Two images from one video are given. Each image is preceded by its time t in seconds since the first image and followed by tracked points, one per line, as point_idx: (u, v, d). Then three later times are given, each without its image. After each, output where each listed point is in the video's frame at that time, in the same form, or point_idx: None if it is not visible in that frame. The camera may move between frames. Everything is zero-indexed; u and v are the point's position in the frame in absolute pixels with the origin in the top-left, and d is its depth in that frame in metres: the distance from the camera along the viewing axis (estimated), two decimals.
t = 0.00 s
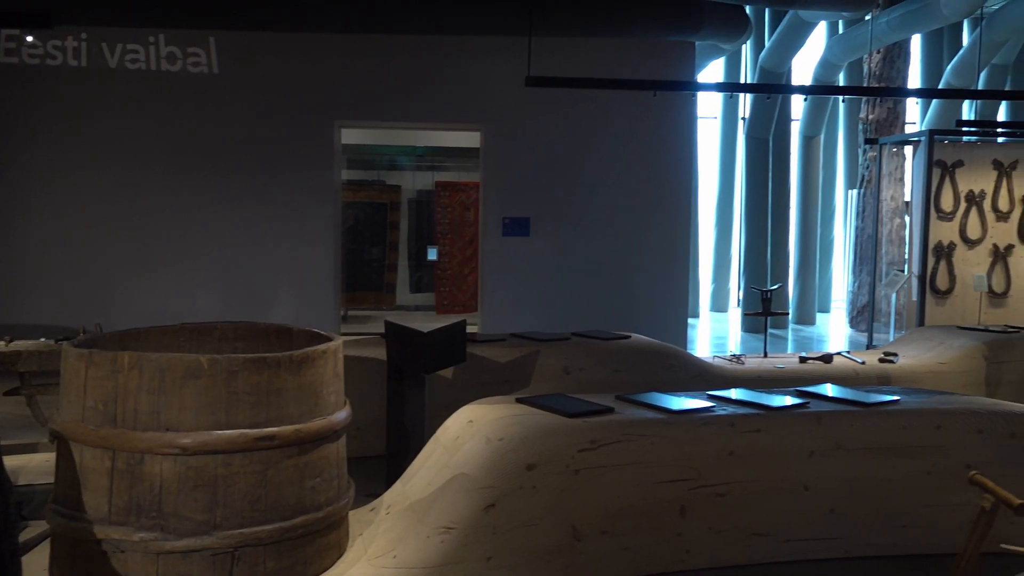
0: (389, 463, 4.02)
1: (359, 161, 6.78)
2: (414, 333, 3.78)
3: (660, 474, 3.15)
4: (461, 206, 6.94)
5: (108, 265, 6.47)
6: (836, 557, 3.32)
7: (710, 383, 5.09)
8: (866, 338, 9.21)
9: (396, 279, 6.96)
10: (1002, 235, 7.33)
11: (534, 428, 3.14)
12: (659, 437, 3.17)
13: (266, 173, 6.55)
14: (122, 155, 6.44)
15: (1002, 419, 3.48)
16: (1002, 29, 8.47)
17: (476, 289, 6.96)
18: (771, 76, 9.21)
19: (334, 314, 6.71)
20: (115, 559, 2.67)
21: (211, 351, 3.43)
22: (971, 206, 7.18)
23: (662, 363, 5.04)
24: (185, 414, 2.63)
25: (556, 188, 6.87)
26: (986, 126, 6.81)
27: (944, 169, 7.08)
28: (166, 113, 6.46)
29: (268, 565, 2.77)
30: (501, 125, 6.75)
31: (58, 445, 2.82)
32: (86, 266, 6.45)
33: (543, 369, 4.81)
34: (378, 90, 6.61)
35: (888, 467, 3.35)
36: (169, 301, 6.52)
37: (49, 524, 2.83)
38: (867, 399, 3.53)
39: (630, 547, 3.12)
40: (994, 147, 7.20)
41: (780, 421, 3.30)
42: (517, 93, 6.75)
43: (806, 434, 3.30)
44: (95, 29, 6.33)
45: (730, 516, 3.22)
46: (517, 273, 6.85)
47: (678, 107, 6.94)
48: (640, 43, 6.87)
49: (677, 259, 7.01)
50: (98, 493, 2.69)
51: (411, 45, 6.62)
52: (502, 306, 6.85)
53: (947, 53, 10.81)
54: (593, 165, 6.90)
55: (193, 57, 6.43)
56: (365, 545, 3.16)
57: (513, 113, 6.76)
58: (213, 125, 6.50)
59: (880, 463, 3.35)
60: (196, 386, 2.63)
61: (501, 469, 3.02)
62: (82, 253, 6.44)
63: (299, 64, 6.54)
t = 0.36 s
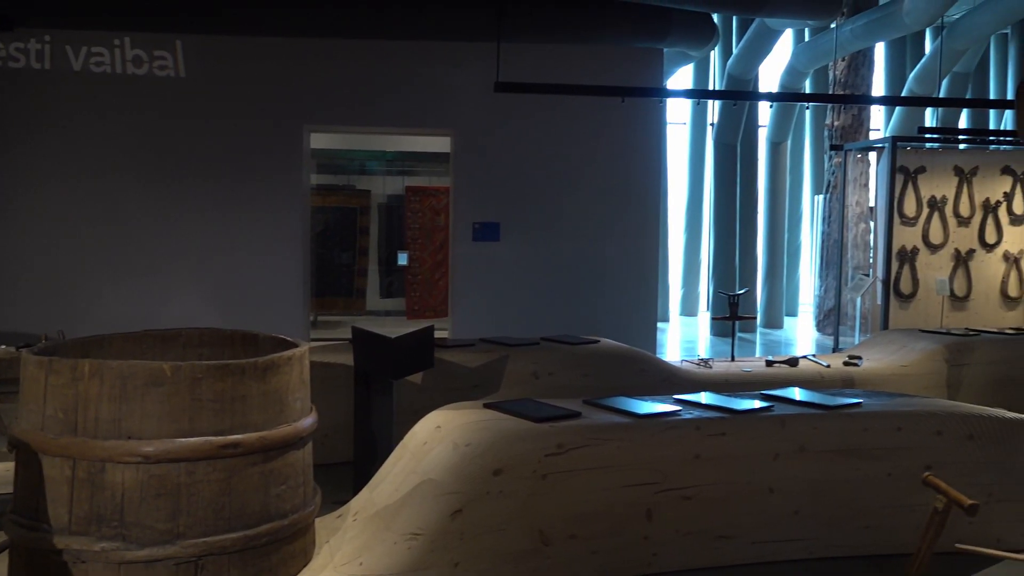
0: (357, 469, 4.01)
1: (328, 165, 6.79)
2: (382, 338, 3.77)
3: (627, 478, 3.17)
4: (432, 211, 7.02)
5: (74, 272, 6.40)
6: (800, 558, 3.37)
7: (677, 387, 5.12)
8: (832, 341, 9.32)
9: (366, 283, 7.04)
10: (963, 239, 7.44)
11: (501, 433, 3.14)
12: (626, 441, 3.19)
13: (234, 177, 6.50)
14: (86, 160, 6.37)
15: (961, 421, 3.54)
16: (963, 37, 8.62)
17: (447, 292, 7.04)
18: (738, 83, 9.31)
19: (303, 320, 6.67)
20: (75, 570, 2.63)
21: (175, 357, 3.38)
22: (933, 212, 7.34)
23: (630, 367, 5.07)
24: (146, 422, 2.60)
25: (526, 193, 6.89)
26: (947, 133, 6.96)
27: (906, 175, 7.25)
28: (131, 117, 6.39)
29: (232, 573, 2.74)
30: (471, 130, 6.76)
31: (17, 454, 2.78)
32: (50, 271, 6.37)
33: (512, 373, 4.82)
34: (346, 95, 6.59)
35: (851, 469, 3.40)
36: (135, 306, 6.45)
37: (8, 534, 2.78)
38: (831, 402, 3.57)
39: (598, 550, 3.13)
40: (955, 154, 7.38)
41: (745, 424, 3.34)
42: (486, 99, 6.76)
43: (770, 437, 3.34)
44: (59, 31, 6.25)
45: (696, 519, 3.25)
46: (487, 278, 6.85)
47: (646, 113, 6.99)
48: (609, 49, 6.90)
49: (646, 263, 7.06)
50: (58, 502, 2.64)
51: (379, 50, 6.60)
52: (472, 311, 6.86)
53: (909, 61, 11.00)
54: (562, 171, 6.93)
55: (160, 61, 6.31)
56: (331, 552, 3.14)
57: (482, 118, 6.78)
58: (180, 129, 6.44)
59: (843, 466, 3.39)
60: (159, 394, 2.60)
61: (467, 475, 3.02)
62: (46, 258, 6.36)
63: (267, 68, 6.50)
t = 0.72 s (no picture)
0: (324, 475, 3.98)
1: (296, 170, 6.72)
2: (350, 343, 3.76)
3: (595, 482, 3.18)
4: (402, 215, 6.96)
5: (36, 277, 6.30)
6: (767, 559, 3.40)
7: (647, 391, 5.15)
8: (800, 344, 9.42)
9: (337, 288, 6.91)
10: (925, 244, 7.54)
11: (468, 438, 3.14)
12: (593, 445, 3.20)
13: (201, 181, 6.44)
14: (49, 162, 6.28)
15: (922, 422, 3.59)
16: (925, 45, 8.78)
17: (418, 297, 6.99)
18: (706, 89, 9.40)
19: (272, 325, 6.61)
20: None
21: (138, 363, 3.32)
22: (898, 217, 7.44)
23: (599, 371, 5.09)
24: (107, 429, 2.55)
25: (496, 198, 6.90)
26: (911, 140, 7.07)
27: (871, 181, 7.36)
28: (96, 120, 6.32)
29: None
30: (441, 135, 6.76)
31: None
32: (11, 276, 6.27)
33: (482, 378, 4.82)
34: (315, 99, 6.56)
35: (815, 470, 3.44)
36: (99, 312, 6.36)
37: None
38: (796, 404, 3.62)
39: (566, 555, 3.13)
40: (919, 160, 7.49)
41: (711, 426, 3.37)
42: (456, 103, 6.76)
43: (736, 440, 3.37)
44: (22, 33, 6.19)
45: (664, 523, 3.27)
46: (458, 282, 6.85)
47: (615, 119, 7.04)
48: (577, 54, 6.93)
49: (616, 267, 7.09)
50: (15, 512, 2.56)
51: (349, 54, 6.59)
52: (442, 316, 6.85)
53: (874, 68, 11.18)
54: (532, 175, 6.95)
55: (125, 63, 6.31)
56: (297, 560, 3.10)
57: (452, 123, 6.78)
58: (146, 132, 6.38)
59: (807, 467, 3.43)
60: (120, 401, 2.55)
61: (434, 480, 3.02)
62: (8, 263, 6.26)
63: (234, 71, 6.45)
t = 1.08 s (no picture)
0: (290, 481, 3.95)
1: (264, 173, 6.70)
2: (315, 347, 3.73)
3: (561, 485, 3.19)
4: (370, 219, 6.96)
5: None
6: (731, 560, 3.43)
7: (614, 394, 5.17)
8: (766, 347, 9.51)
9: (304, 292, 6.95)
10: (889, 247, 7.68)
11: (434, 442, 3.13)
12: (559, 448, 3.21)
13: (165, 185, 6.37)
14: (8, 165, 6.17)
15: (883, 422, 3.65)
16: (887, 52, 8.94)
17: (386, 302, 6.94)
18: (674, 94, 9.47)
19: (238, 329, 6.54)
20: None
21: (97, 370, 3.23)
22: (861, 221, 7.56)
23: (567, 374, 5.11)
24: (64, 436, 2.40)
25: (464, 201, 6.90)
26: (873, 146, 7.18)
27: (835, 185, 7.46)
28: (56, 122, 6.21)
29: None
30: (409, 138, 6.74)
31: None
32: None
33: (449, 382, 4.81)
34: (282, 102, 6.51)
35: (778, 471, 3.48)
36: (60, 317, 6.25)
37: None
38: (761, 406, 3.65)
39: (532, 557, 3.13)
40: (881, 165, 7.61)
41: (676, 428, 3.39)
42: (423, 107, 6.75)
43: (700, 441, 3.40)
44: None
45: (630, 524, 3.29)
46: (426, 286, 6.83)
47: (582, 123, 7.07)
48: (545, 59, 6.96)
49: (583, 271, 7.12)
50: None
51: (315, 57, 6.55)
52: (410, 319, 6.82)
53: (838, 74, 11.35)
54: (501, 179, 6.96)
55: (87, 65, 6.21)
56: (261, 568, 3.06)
57: (420, 126, 6.76)
58: (108, 134, 6.29)
59: (771, 468, 3.47)
60: (77, 407, 2.40)
61: (400, 484, 3.00)
62: None
63: (199, 73, 6.38)
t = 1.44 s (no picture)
0: (251, 486, 3.90)
1: (225, 175, 6.54)
2: (277, 351, 3.69)
3: (525, 488, 3.19)
4: (334, 221, 6.73)
5: None
6: (694, 560, 3.45)
7: (579, 396, 5.18)
8: (730, 348, 9.60)
9: (268, 296, 6.64)
10: (849, 250, 7.81)
11: (396, 446, 3.10)
12: (522, 450, 3.21)
13: (124, 187, 6.27)
14: None
15: (842, 422, 3.70)
16: (846, 58, 9.09)
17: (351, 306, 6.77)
18: (639, 98, 9.54)
19: (199, 333, 6.44)
20: None
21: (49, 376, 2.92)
22: (821, 224, 7.68)
23: (532, 376, 5.11)
24: (11, 443, 2.13)
25: (428, 204, 6.87)
26: (833, 150, 7.29)
27: (796, 189, 7.56)
28: (11, 122, 6.08)
29: None
30: (374, 140, 6.71)
31: None
32: None
33: (414, 385, 4.78)
34: (244, 103, 6.43)
35: (740, 472, 3.51)
36: (14, 320, 6.12)
37: None
38: (723, 407, 3.68)
39: (495, 560, 3.12)
40: (841, 169, 7.74)
41: (640, 430, 3.41)
42: (388, 109, 6.72)
43: (663, 443, 3.42)
44: None
45: (593, 526, 3.30)
46: (390, 289, 6.79)
47: (548, 126, 7.09)
48: (510, 61, 6.96)
49: (548, 274, 7.14)
50: None
51: (278, 58, 6.48)
52: (375, 323, 6.79)
53: (800, 79, 11.52)
54: (466, 182, 6.95)
55: (43, 64, 6.08)
56: None
57: (384, 128, 6.73)
58: (65, 135, 6.17)
59: (732, 469, 3.50)
60: (28, 412, 2.14)
61: (361, 488, 2.96)
62: None
63: (159, 74, 6.28)
